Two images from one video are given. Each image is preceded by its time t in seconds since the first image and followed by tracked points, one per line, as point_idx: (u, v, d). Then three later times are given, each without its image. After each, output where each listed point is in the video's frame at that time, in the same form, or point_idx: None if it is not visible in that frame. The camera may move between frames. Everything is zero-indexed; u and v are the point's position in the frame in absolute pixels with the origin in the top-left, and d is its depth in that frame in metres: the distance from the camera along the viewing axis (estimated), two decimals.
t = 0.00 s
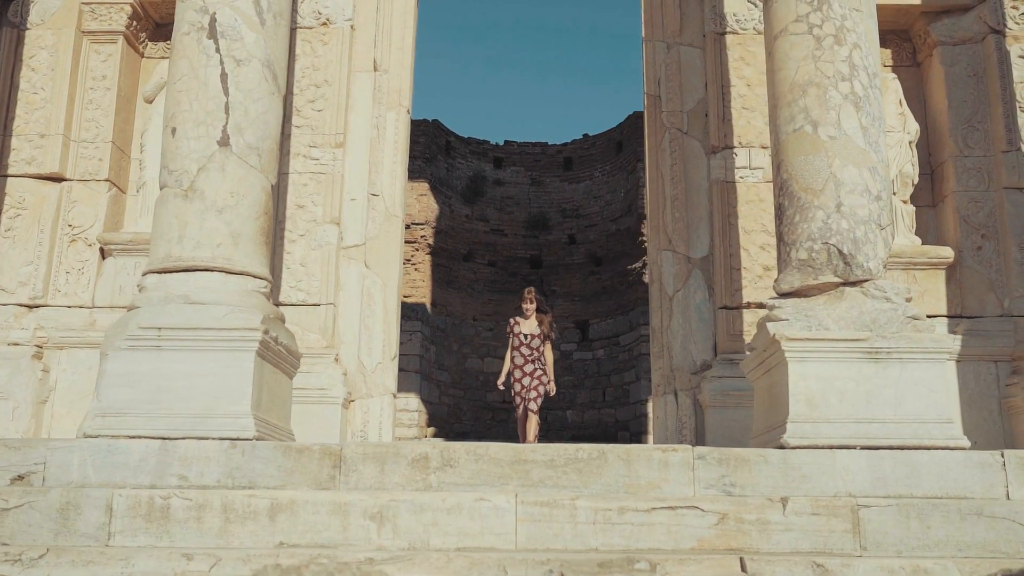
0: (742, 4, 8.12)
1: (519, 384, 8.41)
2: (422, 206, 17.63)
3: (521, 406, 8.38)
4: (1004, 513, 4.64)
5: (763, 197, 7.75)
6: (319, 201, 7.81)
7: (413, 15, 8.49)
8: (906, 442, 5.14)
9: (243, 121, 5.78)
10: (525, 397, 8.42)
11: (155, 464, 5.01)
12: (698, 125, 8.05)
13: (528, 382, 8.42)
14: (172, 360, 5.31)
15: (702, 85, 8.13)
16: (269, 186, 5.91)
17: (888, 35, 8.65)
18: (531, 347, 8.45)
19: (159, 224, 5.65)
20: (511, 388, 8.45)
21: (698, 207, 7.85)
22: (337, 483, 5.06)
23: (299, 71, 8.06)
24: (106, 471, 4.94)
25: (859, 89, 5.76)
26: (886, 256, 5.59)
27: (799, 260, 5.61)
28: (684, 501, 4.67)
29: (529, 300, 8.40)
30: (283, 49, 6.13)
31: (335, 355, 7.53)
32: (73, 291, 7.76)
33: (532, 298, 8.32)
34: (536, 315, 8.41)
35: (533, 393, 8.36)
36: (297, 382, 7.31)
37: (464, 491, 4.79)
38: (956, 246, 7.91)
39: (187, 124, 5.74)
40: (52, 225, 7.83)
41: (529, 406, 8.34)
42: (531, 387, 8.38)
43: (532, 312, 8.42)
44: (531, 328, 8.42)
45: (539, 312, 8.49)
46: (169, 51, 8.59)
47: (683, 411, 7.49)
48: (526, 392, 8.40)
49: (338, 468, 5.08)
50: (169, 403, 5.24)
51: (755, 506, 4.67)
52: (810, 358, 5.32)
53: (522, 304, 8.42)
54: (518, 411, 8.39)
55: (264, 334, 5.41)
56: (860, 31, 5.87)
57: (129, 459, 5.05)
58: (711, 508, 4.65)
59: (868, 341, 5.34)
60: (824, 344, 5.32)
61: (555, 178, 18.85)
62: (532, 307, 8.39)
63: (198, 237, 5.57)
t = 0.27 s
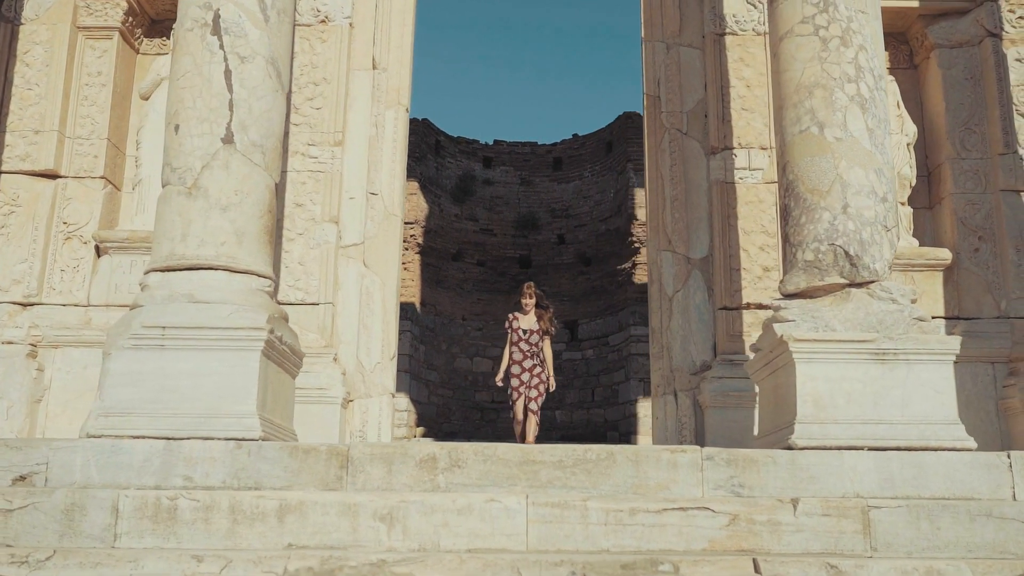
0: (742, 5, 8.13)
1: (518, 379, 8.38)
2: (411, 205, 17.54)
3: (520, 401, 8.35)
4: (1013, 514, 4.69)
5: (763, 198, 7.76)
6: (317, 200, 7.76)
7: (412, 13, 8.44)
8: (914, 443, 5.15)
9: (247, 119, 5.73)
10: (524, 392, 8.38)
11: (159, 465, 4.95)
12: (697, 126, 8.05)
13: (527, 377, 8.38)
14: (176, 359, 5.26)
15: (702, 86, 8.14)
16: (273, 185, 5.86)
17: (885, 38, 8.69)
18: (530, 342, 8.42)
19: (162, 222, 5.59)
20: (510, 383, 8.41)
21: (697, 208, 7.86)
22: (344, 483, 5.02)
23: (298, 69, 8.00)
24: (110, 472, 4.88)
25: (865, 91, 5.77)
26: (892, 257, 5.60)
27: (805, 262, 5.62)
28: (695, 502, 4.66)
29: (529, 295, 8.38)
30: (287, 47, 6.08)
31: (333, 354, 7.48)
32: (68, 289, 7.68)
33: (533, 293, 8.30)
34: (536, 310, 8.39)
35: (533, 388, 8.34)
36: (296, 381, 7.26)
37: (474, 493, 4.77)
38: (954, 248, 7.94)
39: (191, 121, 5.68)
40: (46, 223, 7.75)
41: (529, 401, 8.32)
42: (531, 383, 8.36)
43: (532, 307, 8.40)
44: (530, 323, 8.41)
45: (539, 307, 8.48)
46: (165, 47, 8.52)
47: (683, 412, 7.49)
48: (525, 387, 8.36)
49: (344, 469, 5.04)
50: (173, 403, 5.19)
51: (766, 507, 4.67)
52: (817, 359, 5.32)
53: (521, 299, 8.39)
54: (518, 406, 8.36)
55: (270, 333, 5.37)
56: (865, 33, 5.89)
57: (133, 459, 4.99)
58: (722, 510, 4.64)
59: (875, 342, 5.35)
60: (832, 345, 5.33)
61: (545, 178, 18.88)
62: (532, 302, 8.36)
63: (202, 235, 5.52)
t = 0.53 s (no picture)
0: (742, 7, 8.16)
1: (518, 374, 8.35)
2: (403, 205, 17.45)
3: (521, 396, 8.30)
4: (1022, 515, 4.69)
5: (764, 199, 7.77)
6: (318, 198, 7.72)
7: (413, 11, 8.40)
8: (922, 445, 5.16)
9: (253, 116, 5.69)
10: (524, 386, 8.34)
11: (165, 465, 4.90)
12: (698, 126, 8.06)
13: (528, 371, 8.36)
14: (182, 359, 5.22)
15: (703, 86, 8.14)
16: (278, 183, 5.83)
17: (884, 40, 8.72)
18: (531, 337, 8.43)
19: (167, 220, 5.55)
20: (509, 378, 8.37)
21: (699, 208, 7.85)
22: (352, 484, 4.97)
23: (298, 67, 7.96)
24: (116, 472, 4.82)
25: (871, 92, 5.79)
26: (898, 259, 5.61)
27: (812, 263, 5.62)
28: (706, 503, 4.66)
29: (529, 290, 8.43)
30: (292, 44, 6.04)
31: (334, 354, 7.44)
32: (66, 287, 7.60)
33: (534, 288, 8.33)
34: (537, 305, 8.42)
35: (533, 383, 8.32)
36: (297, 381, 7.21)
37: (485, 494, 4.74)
38: (953, 250, 7.96)
39: (196, 119, 5.64)
40: (43, 220, 7.68)
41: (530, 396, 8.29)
42: (531, 377, 8.34)
43: (533, 302, 8.43)
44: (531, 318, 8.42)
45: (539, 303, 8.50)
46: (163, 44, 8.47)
47: (684, 412, 7.49)
48: (525, 382, 8.33)
49: (352, 470, 5.00)
50: (179, 403, 5.14)
51: (777, 508, 4.67)
52: (825, 361, 5.33)
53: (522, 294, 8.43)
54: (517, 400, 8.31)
55: (277, 333, 5.33)
56: (872, 35, 5.90)
57: (139, 459, 4.93)
58: (733, 510, 4.63)
59: (882, 344, 5.36)
60: (839, 347, 5.34)
61: (537, 178, 18.92)
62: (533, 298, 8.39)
63: (208, 233, 5.47)
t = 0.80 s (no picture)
0: (742, 7, 8.19)
1: (519, 370, 8.34)
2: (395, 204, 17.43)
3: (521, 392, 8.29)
4: None
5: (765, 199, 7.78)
6: (318, 197, 7.69)
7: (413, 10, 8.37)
8: (928, 445, 5.17)
9: (258, 114, 5.66)
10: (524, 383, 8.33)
11: (170, 464, 4.86)
12: (698, 127, 8.06)
13: (528, 368, 8.35)
14: (187, 357, 5.18)
15: (703, 86, 8.15)
16: (282, 181, 5.80)
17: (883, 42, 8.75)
18: (531, 333, 8.41)
19: (171, 218, 5.51)
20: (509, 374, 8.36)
21: (699, 209, 7.86)
22: (358, 484, 4.94)
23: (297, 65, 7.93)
24: (120, 472, 4.78)
25: (876, 94, 5.80)
26: (902, 260, 5.63)
27: (817, 263, 5.63)
28: (715, 503, 4.66)
29: (530, 286, 8.40)
30: (296, 42, 6.01)
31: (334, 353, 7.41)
32: (63, 285, 7.55)
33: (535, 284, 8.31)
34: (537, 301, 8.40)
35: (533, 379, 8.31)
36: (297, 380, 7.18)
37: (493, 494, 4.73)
38: (951, 251, 7.99)
39: (200, 116, 5.60)
40: (40, 218, 7.63)
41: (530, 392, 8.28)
42: (531, 374, 8.32)
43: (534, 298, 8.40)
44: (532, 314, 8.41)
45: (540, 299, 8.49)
46: (161, 41, 8.42)
47: (684, 412, 7.48)
48: (526, 378, 8.32)
49: (359, 469, 4.96)
50: (184, 402, 5.11)
51: (786, 508, 4.67)
52: (831, 361, 5.33)
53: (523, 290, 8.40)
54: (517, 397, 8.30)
55: (283, 332, 5.30)
56: (876, 36, 5.91)
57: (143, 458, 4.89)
58: (742, 511, 4.63)
59: (888, 344, 5.38)
60: (845, 347, 5.35)
61: (529, 177, 18.93)
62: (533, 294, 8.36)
63: (212, 232, 5.44)
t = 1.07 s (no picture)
0: (744, 8, 8.19)
1: (522, 367, 8.33)
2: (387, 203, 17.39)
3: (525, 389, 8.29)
4: None
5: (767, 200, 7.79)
6: (320, 196, 7.66)
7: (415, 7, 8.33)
8: (938, 445, 5.19)
9: (266, 111, 5.62)
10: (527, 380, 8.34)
11: (180, 464, 4.82)
12: (701, 127, 8.07)
13: (531, 365, 8.34)
14: (196, 356, 5.14)
15: (705, 87, 8.16)
16: (290, 179, 5.76)
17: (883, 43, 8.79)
18: (535, 330, 8.39)
19: (178, 216, 5.46)
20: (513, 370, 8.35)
21: (702, 209, 7.87)
22: (370, 484, 4.90)
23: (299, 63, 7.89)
24: (130, 472, 4.73)
25: (885, 95, 5.81)
26: (911, 260, 5.64)
27: (826, 264, 5.64)
28: (730, 503, 4.65)
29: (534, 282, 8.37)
30: (303, 39, 5.98)
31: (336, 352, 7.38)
32: (63, 284, 7.50)
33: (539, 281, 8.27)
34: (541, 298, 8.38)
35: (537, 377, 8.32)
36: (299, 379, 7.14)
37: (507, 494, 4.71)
38: (952, 252, 8.03)
39: (208, 113, 5.56)
40: (40, 216, 7.56)
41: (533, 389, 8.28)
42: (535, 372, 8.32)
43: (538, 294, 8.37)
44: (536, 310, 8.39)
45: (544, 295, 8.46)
46: (161, 37, 8.36)
47: (688, 412, 7.48)
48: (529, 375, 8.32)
49: (371, 469, 4.92)
50: (194, 401, 5.07)
51: (800, 508, 4.67)
52: (842, 362, 5.34)
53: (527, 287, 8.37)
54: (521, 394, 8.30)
55: (293, 331, 5.27)
56: (885, 37, 5.93)
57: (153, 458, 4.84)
58: (757, 511, 4.63)
59: (898, 345, 5.39)
60: (856, 348, 5.36)
61: (521, 177, 18.94)
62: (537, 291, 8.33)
63: (221, 230, 5.40)
